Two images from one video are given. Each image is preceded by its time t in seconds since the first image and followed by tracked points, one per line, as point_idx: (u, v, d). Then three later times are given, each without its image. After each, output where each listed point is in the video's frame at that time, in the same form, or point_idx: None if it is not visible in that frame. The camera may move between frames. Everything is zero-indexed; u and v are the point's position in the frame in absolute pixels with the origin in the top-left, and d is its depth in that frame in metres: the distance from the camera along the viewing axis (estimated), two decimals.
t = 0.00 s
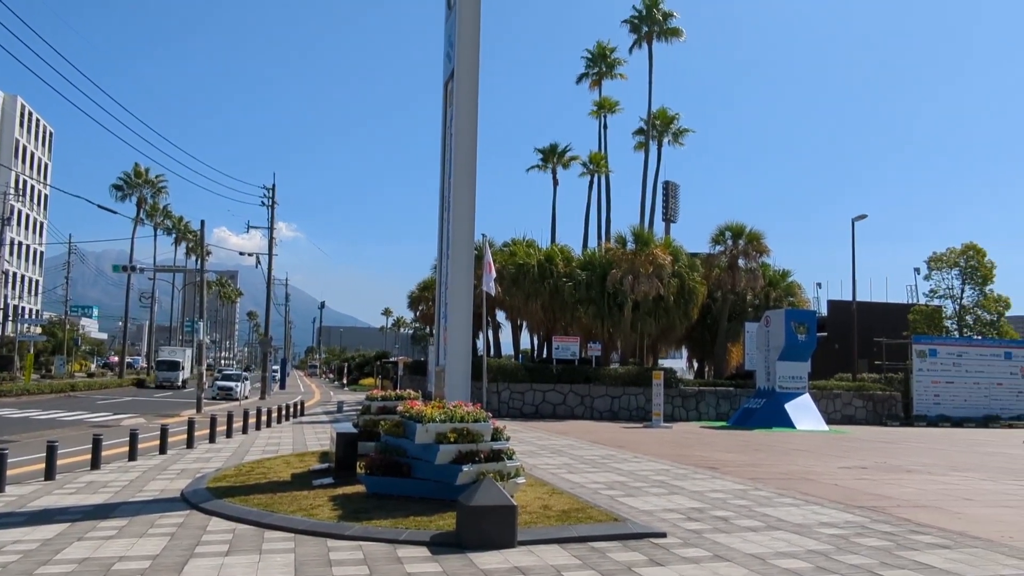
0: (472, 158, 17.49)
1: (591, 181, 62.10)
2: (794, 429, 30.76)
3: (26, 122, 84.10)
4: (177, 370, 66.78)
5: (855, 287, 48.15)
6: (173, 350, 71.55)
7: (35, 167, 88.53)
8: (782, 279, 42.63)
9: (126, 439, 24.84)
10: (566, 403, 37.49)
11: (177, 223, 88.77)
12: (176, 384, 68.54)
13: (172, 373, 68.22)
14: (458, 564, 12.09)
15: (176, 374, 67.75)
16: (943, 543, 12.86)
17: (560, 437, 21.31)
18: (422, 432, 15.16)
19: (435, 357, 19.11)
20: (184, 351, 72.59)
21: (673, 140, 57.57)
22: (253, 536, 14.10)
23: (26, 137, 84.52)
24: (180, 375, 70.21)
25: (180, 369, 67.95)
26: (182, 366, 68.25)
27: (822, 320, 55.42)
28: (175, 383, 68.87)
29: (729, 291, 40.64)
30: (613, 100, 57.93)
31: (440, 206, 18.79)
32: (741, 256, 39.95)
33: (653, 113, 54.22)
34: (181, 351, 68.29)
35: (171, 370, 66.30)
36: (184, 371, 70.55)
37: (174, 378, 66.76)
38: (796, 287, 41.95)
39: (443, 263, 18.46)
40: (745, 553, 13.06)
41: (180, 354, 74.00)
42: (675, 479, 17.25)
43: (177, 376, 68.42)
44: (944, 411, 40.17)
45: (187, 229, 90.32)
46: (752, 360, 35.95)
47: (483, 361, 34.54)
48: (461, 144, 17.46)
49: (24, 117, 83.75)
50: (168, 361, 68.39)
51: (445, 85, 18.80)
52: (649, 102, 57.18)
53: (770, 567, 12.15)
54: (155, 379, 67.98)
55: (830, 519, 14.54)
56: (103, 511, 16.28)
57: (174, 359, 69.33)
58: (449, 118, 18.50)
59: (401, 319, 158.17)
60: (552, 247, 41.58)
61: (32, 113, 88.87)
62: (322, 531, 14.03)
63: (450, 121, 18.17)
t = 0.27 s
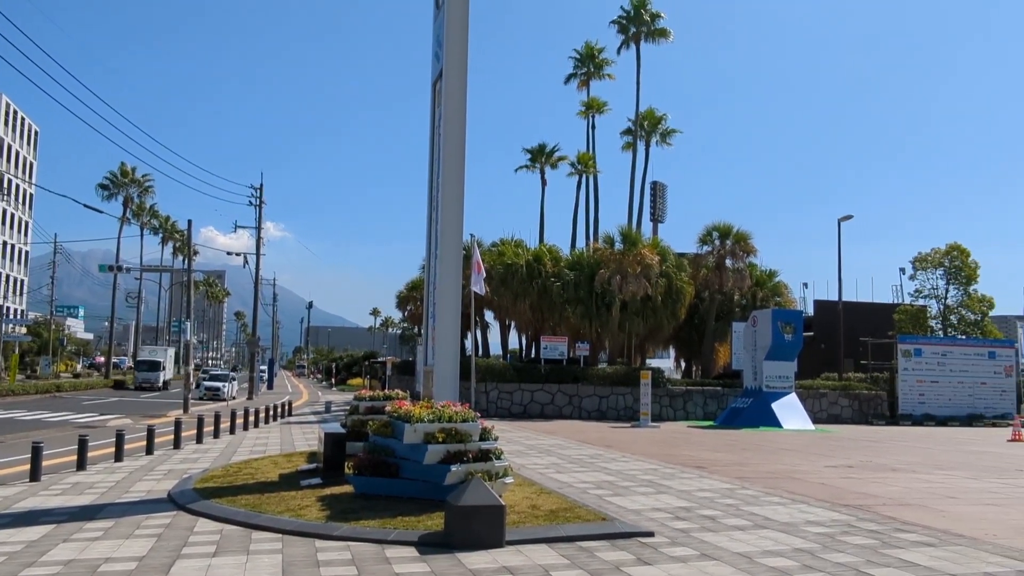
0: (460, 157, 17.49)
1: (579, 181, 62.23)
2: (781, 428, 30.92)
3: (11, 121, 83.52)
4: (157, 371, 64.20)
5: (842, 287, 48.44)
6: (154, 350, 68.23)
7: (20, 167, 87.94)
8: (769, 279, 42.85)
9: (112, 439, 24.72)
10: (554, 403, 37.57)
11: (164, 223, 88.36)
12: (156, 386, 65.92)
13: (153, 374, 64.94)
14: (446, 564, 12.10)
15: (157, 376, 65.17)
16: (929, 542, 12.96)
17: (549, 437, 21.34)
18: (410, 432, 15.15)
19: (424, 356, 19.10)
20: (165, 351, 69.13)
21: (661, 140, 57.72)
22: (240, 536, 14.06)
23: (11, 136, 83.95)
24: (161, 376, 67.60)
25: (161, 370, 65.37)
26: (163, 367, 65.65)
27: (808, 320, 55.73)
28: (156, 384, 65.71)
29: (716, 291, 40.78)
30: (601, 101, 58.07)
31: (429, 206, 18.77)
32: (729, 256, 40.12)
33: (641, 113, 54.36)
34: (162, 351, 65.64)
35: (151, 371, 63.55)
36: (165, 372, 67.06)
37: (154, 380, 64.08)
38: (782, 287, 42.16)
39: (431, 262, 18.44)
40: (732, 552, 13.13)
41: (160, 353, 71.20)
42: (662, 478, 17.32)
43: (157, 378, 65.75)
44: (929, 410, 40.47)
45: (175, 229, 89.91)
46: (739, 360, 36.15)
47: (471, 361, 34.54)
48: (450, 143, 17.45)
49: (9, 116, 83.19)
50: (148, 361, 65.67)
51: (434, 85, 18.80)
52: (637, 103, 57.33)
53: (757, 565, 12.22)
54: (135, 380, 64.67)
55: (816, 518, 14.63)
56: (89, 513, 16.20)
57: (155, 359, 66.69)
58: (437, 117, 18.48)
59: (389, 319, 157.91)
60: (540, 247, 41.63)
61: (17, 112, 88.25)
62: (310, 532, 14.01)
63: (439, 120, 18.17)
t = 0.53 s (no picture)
0: (449, 157, 17.50)
1: (568, 181, 62.26)
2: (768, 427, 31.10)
3: None
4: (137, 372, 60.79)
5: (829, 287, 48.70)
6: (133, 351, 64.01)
7: (5, 166, 87.26)
8: (757, 279, 43.04)
9: (99, 440, 24.58)
10: (543, 403, 37.62)
11: (150, 222, 87.84)
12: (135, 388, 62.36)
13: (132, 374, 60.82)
14: (436, 564, 12.10)
15: (137, 376, 62.39)
16: (914, 540, 13.06)
17: (537, 436, 21.37)
18: (399, 433, 15.15)
19: (412, 357, 19.09)
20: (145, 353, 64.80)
21: (649, 141, 57.83)
22: (228, 537, 14.02)
23: None
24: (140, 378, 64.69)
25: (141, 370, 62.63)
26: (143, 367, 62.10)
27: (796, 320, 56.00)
28: (134, 386, 61.59)
29: (704, 291, 40.89)
30: (589, 101, 58.14)
31: (418, 206, 18.77)
32: (717, 256, 40.26)
33: (629, 114, 54.45)
34: (143, 351, 62.32)
35: (131, 372, 60.78)
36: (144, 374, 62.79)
37: (134, 381, 61.23)
38: (770, 287, 42.34)
39: (420, 262, 18.43)
40: (720, 551, 13.19)
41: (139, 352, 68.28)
42: (651, 477, 17.37)
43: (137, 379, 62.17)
44: (915, 409, 40.78)
45: (162, 229, 89.40)
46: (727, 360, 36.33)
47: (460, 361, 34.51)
48: (439, 143, 17.45)
49: None
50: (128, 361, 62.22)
51: (422, 85, 18.80)
52: (626, 103, 57.42)
53: (745, 564, 12.28)
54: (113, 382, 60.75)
55: (803, 517, 14.71)
56: (75, 514, 16.11)
57: (136, 360, 63.26)
58: (426, 117, 18.48)
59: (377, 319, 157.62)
60: (529, 247, 41.62)
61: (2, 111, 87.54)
62: (299, 532, 13.98)
63: (428, 121, 18.16)
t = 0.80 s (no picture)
0: (439, 156, 17.50)
1: (558, 182, 62.33)
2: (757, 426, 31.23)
3: None
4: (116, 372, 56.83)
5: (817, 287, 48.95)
6: (111, 350, 60.25)
7: None
8: (746, 279, 43.19)
9: (88, 441, 24.48)
10: (533, 403, 37.64)
11: (139, 222, 87.40)
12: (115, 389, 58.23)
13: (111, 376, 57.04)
14: (426, 564, 12.10)
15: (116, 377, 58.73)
16: (902, 538, 13.14)
17: (527, 436, 21.38)
18: (389, 432, 15.14)
19: (402, 356, 19.07)
20: (124, 351, 60.90)
21: (639, 141, 57.93)
22: (217, 538, 13.98)
23: None
24: (120, 379, 61.50)
25: (120, 371, 59.01)
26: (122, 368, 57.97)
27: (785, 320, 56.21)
28: (113, 386, 57.53)
29: (693, 291, 41.01)
30: (579, 101, 58.21)
31: (408, 205, 18.75)
32: (706, 256, 40.39)
33: (619, 114, 54.54)
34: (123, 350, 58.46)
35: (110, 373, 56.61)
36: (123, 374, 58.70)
37: (113, 382, 57.63)
38: (759, 287, 42.51)
39: (410, 261, 18.41)
40: (709, 549, 13.24)
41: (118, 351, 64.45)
42: (640, 477, 17.41)
43: (117, 379, 58.11)
44: (902, 408, 41.02)
45: (150, 228, 88.96)
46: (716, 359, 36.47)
47: (451, 361, 34.48)
48: (429, 143, 17.45)
49: None
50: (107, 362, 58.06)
51: (412, 84, 18.80)
52: (616, 103, 57.49)
53: (734, 563, 12.33)
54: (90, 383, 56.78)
55: (792, 515, 14.77)
56: (63, 515, 16.02)
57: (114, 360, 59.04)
58: (416, 117, 18.46)
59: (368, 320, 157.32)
60: (519, 247, 41.62)
61: None
62: (288, 533, 13.95)
63: (418, 120, 18.15)
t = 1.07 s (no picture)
0: (430, 156, 17.50)
1: (549, 182, 62.34)
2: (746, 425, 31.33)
3: None
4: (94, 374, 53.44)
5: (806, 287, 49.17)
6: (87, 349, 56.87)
7: None
8: (736, 279, 43.35)
9: (77, 441, 24.37)
10: (524, 402, 37.67)
11: (128, 221, 87.00)
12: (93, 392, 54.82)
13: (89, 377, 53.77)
14: (416, 564, 12.09)
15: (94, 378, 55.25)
16: (890, 537, 13.21)
17: (518, 436, 21.39)
18: (379, 433, 15.12)
19: (393, 357, 19.03)
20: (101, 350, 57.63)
21: (629, 141, 58.03)
22: (207, 539, 13.95)
23: None
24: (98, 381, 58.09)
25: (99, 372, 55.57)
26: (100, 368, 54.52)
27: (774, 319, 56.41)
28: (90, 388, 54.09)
29: (683, 290, 41.12)
30: (570, 101, 58.26)
31: (398, 205, 18.74)
32: (696, 257, 40.50)
33: (610, 114, 54.60)
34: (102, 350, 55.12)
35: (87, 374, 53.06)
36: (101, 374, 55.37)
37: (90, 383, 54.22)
38: (749, 287, 42.66)
39: (401, 261, 18.39)
40: (699, 549, 13.28)
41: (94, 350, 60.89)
42: (631, 476, 17.44)
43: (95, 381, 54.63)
44: (891, 407, 41.25)
45: (140, 228, 88.58)
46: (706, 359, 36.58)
47: (441, 360, 34.46)
48: (420, 142, 17.44)
49: None
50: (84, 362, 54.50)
51: (403, 84, 18.80)
52: (606, 103, 57.53)
53: (723, 562, 12.37)
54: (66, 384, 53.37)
55: (781, 514, 14.82)
56: (51, 516, 15.95)
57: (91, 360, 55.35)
58: (407, 116, 18.46)
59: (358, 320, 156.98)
60: (510, 246, 41.61)
61: None
62: (278, 533, 13.92)
63: (409, 119, 18.15)
